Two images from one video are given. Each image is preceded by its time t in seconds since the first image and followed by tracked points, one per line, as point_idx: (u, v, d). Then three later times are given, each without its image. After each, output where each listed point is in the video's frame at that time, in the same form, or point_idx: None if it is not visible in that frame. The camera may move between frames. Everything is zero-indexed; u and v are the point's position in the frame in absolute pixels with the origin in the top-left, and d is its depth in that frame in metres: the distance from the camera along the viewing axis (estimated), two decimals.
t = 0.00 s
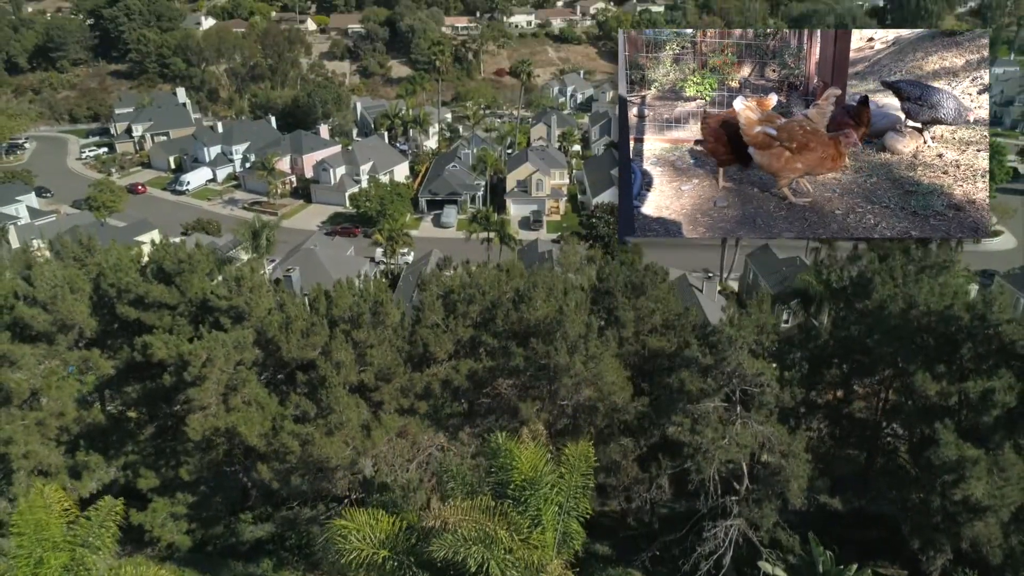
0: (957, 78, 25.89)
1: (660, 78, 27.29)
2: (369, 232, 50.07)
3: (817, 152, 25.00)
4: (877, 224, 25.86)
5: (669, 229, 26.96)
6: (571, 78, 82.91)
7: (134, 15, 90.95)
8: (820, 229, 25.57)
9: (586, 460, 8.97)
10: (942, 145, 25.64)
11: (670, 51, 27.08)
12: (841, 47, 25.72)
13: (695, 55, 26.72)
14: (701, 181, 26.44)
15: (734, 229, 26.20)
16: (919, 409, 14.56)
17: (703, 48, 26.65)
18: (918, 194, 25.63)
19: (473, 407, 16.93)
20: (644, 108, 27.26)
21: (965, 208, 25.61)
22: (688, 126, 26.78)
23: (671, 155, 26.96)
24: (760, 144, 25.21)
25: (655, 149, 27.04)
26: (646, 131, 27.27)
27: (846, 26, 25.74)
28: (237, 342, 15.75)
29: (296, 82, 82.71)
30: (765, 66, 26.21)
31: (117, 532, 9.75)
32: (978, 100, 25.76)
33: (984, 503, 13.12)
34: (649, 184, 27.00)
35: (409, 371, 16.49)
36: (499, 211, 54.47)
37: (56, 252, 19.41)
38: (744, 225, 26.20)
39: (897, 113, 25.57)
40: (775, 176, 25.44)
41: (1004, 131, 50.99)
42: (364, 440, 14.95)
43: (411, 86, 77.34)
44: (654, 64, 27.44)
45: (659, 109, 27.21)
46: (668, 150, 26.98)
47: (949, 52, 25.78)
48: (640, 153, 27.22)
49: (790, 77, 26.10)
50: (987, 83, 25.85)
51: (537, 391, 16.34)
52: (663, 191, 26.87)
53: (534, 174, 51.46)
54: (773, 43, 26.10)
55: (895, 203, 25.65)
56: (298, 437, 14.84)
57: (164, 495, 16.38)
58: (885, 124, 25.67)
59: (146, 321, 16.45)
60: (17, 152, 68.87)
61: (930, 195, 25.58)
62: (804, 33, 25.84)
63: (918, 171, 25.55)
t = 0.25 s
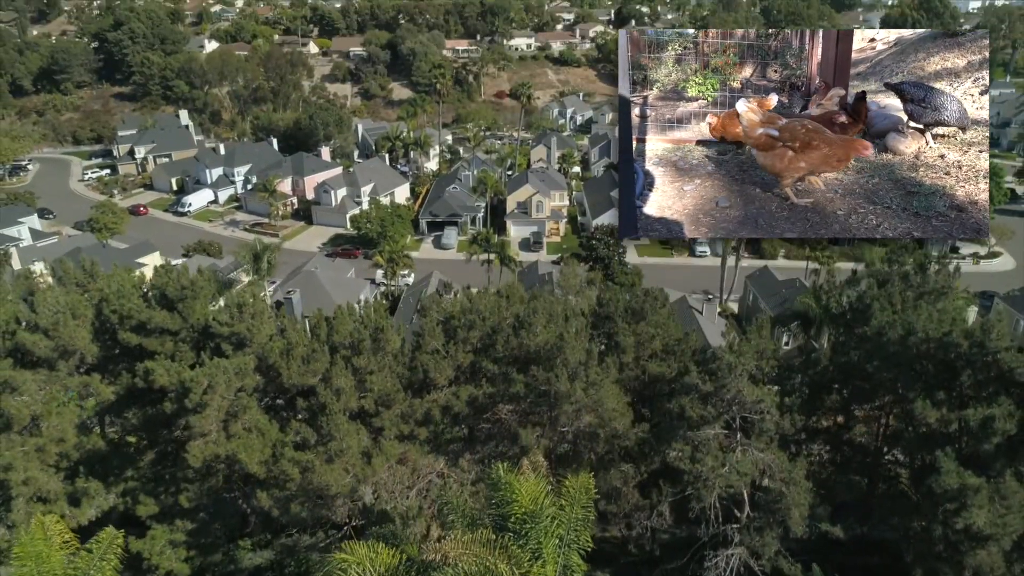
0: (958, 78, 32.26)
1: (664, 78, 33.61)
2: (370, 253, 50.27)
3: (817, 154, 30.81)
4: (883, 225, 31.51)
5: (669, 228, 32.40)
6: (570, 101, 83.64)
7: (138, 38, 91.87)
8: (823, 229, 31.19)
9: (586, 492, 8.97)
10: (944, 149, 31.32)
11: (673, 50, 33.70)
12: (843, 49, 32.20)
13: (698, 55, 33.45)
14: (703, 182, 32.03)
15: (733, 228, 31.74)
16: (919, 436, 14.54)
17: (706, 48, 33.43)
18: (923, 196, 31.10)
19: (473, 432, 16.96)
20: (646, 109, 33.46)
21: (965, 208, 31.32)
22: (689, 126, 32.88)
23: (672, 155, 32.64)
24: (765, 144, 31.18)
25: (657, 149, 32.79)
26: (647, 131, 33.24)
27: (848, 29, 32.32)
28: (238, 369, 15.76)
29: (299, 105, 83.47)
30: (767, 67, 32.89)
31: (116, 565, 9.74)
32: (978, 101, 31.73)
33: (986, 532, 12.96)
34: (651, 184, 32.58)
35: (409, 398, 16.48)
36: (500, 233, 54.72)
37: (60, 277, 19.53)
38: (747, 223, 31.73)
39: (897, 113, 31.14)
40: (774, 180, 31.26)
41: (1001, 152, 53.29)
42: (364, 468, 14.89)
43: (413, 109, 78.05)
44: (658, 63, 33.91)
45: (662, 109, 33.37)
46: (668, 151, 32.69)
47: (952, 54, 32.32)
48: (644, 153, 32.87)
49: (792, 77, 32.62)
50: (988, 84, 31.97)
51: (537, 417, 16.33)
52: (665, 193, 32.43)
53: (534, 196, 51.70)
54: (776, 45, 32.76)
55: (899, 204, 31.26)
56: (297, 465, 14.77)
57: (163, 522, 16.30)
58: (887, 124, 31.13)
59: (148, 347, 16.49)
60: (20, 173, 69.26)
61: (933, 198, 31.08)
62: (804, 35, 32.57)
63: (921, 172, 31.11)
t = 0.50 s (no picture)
0: (959, 79, 39.27)
1: (664, 76, 41.44)
2: (371, 274, 50.42)
3: (835, 149, 36.85)
4: (886, 223, 37.72)
5: (671, 226, 39.62)
6: (571, 122, 84.29)
7: (143, 61, 92.83)
8: (826, 227, 37.61)
9: (587, 523, 9.00)
10: (946, 149, 37.84)
11: (673, 51, 41.33)
12: (844, 48, 39.65)
13: (699, 56, 41.16)
14: (702, 182, 38.77)
15: (737, 228, 38.20)
16: (920, 464, 14.49)
17: (707, 47, 41.54)
18: (926, 198, 37.45)
19: (473, 459, 16.90)
20: (644, 106, 41.55)
21: (967, 207, 37.72)
22: (688, 125, 40.40)
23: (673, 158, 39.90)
24: (779, 145, 37.56)
25: (660, 149, 40.23)
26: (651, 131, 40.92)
27: (850, 31, 39.94)
28: (238, 395, 15.75)
29: (300, 126, 84.10)
30: (768, 66, 40.40)
31: None
32: (978, 100, 38.67)
33: (989, 560, 12.91)
34: (652, 184, 39.91)
35: (409, 424, 16.45)
36: (500, 253, 54.91)
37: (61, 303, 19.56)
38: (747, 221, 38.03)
39: (902, 112, 37.72)
40: (781, 181, 37.52)
41: (999, 173, 54.11)
42: (364, 495, 14.86)
43: (413, 130, 78.66)
44: (658, 61, 41.80)
45: (664, 109, 41.05)
46: (669, 149, 40.20)
47: (946, 57, 39.50)
48: (647, 152, 40.42)
49: (796, 75, 40.18)
50: (986, 84, 39.18)
51: (538, 443, 16.32)
52: (668, 193, 39.54)
53: (534, 217, 51.78)
54: (775, 44, 40.37)
55: (904, 204, 37.47)
56: (297, 492, 14.69)
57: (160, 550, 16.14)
58: (892, 124, 37.58)
59: (149, 373, 16.51)
60: (23, 195, 69.57)
61: (935, 198, 37.48)
62: (802, 38, 40.07)
63: (925, 175, 37.46)
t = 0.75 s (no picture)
0: (963, 77, 30.04)
1: (665, 78, 30.68)
2: (371, 295, 50.48)
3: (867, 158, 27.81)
4: (883, 222, 29.62)
5: (672, 226, 31.19)
6: (570, 144, 84.93)
7: (147, 82, 93.67)
8: (826, 228, 29.21)
9: (587, 556, 9.01)
10: (945, 148, 29.18)
11: (675, 49, 30.79)
12: (846, 45, 30.40)
13: (701, 54, 31.05)
14: (706, 182, 30.33)
15: (738, 228, 30.42)
16: (921, 492, 14.50)
17: (707, 48, 31.07)
18: (928, 195, 29.39)
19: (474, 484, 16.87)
20: (647, 106, 30.81)
21: (970, 207, 29.60)
22: (691, 125, 30.72)
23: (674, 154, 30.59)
24: (809, 139, 28.20)
25: (659, 149, 30.73)
26: (652, 130, 30.85)
27: (850, 27, 30.65)
28: (238, 422, 15.76)
29: (302, 148, 84.62)
30: (768, 66, 30.49)
31: None
32: (982, 99, 29.59)
33: None
34: (652, 183, 30.88)
35: (410, 450, 16.43)
36: (500, 274, 55.02)
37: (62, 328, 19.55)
38: (749, 222, 30.02)
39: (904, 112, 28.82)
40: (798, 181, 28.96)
41: (997, 194, 54.58)
42: (364, 523, 14.81)
43: (414, 151, 79.15)
44: (659, 62, 30.83)
45: (665, 109, 30.81)
46: (671, 150, 30.63)
47: (956, 54, 30.37)
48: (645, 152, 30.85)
49: (795, 76, 30.35)
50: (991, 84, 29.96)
51: (538, 470, 16.31)
52: (666, 190, 30.72)
53: (534, 238, 51.97)
54: (776, 44, 30.41)
55: (905, 205, 29.52)
56: (297, 520, 14.59)
57: None
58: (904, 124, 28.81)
59: (150, 399, 16.50)
60: (25, 215, 69.72)
61: (938, 196, 29.43)
62: (806, 35, 30.49)
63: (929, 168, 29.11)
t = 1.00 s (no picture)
0: (966, 77, 29.28)
1: (666, 78, 29.34)
2: (371, 317, 50.53)
3: (880, 154, 27.34)
4: (884, 222, 29.13)
5: (673, 226, 29.97)
6: (570, 164, 85.42)
7: (149, 104, 94.37)
8: (829, 228, 28.84)
9: None
10: (947, 145, 28.60)
11: (677, 49, 29.31)
12: (848, 45, 28.80)
13: (701, 54, 29.47)
14: (705, 182, 29.24)
15: (740, 229, 29.42)
16: (923, 521, 14.42)
17: (709, 48, 29.43)
18: (930, 196, 29.02)
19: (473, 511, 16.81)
20: (648, 106, 29.36)
21: (971, 208, 29.37)
22: (693, 126, 29.28)
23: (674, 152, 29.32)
24: (825, 135, 27.31)
25: (659, 149, 29.43)
26: (652, 130, 29.51)
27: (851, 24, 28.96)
28: (237, 449, 15.74)
29: (303, 170, 85.12)
30: (769, 67, 28.95)
31: None
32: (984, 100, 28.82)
33: None
34: (653, 183, 29.66)
35: (409, 478, 16.39)
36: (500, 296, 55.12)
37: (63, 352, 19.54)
38: (749, 223, 29.22)
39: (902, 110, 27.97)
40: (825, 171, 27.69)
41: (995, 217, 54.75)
42: (364, 552, 14.55)
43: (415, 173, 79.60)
44: (662, 64, 29.37)
45: (665, 108, 29.38)
46: (670, 150, 29.35)
47: (958, 51, 29.39)
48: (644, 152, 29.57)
49: (797, 75, 28.76)
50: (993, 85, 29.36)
51: (538, 497, 16.28)
52: (667, 191, 29.62)
53: (534, 260, 52.23)
54: (778, 43, 28.88)
55: (906, 203, 28.72)
56: (295, 549, 14.48)
57: None
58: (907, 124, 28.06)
59: (149, 425, 16.48)
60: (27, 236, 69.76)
61: (939, 194, 29.03)
62: (807, 33, 28.80)
63: (926, 170, 28.54)
